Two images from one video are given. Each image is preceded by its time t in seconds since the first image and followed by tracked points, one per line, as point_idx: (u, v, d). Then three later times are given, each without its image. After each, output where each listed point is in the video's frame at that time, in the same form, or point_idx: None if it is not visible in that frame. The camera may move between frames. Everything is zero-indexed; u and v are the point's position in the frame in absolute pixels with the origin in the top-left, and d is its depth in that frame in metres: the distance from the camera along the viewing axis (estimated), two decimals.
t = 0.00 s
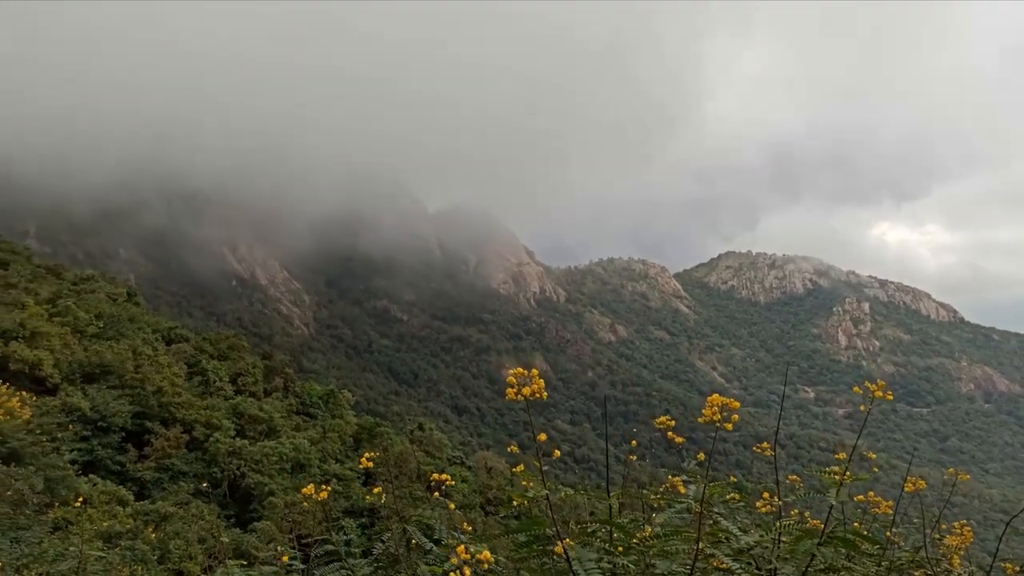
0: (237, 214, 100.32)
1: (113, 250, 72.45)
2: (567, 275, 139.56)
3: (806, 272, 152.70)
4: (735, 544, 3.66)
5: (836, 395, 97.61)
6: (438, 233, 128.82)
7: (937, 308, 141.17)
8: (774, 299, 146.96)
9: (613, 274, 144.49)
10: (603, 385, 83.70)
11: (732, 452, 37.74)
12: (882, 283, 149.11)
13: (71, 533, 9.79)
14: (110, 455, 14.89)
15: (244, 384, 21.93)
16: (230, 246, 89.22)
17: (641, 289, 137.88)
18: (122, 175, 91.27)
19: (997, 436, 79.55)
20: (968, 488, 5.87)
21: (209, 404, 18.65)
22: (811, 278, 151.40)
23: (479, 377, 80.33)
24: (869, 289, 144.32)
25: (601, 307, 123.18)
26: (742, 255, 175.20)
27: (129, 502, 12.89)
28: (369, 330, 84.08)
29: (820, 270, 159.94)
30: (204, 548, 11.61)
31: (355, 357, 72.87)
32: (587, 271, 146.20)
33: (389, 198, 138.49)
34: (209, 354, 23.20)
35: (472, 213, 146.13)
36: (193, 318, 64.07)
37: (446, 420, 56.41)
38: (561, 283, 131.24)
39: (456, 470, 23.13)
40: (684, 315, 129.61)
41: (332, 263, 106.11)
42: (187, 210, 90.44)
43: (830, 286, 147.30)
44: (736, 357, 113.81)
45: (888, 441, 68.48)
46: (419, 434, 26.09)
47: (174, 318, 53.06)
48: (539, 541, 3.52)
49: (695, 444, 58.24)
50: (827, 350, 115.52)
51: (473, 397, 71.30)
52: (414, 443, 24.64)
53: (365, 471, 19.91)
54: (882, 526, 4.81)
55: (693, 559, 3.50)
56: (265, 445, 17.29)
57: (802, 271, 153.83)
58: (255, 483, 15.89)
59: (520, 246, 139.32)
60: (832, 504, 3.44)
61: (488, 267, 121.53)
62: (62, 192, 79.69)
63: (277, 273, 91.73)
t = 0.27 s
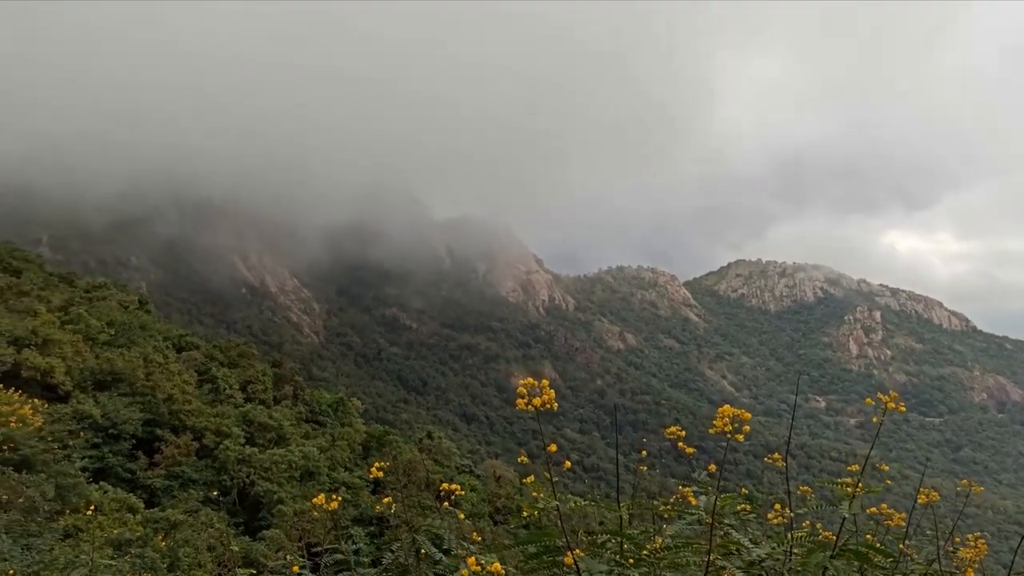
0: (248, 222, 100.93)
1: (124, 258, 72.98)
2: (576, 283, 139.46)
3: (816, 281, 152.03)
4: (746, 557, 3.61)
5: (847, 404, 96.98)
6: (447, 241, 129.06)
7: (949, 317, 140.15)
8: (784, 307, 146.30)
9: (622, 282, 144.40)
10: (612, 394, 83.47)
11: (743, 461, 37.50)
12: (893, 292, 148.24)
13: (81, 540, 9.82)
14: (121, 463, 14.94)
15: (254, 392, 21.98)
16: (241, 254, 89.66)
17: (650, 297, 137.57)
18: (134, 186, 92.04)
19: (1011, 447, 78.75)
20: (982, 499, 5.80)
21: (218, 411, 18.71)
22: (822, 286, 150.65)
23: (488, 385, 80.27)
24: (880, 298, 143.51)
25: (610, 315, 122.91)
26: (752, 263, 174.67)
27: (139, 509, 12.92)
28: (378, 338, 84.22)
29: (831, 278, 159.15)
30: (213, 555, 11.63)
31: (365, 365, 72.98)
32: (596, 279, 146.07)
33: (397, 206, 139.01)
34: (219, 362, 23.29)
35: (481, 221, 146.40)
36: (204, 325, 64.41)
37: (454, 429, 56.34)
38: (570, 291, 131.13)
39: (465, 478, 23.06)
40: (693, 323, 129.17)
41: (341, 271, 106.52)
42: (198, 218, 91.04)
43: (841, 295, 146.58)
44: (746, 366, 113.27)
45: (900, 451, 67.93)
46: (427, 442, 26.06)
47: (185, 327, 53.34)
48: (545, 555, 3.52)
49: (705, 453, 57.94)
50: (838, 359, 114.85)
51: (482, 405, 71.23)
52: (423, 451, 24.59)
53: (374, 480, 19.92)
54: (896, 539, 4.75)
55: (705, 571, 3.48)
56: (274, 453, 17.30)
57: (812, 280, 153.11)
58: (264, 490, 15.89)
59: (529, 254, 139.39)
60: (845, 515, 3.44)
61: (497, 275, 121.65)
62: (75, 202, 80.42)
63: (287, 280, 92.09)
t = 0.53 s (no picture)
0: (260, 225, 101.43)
1: (138, 260, 73.60)
2: (587, 285, 139.30)
3: (829, 283, 151.10)
4: (760, 561, 3.59)
5: (861, 407, 96.30)
6: (458, 244, 129.26)
7: (964, 319, 138.97)
8: (797, 310, 145.52)
9: (634, 285, 144.09)
10: (623, 397, 83.30)
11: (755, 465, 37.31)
12: (907, 294, 147.13)
13: (96, 541, 9.89)
14: (135, 464, 15.03)
15: (266, 394, 22.08)
16: (253, 257, 90.15)
17: (661, 300, 137.19)
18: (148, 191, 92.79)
19: None
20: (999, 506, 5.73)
21: (231, 412, 18.81)
22: (834, 289, 149.73)
23: (499, 387, 80.29)
24: (894, 300, 142.47)
25: (621, 317, 122.64)
26: (764, 265, 173.86)
27: (152, 510, 13.01)
28: (389, 341, 84.40)
29: (843, 280, 158.18)
30: (226, 556, 11.68)
31: (376, 367, 73.14)
32: (608, 281, 145.81)
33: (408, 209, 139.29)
34: (232, 363, 23.42)
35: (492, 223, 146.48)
36: (217, 327, 64.81)
37: (465, 431, 56.35)
38: (581, 293, 130.92)
39: (476, 480, 23.06)
40: (705, 325, 128.68)
41: (352, 273, 106.86)
42: (211, 221, 91.61)
43: (854, 297, 145.60)
44: (758, 369, 112.67)
45: (914, 454, 67.40)
46: (438, 444, 26.08)
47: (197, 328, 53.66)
48: (557, 558, 3.50)
49: (717, 456, 57.68)
50: (852, 361, 114.10)
51: (493, 407, 71.27)
52: (434, 454, 24.60)
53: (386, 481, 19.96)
54: (912, 544, 4.71)
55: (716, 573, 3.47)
56: (286, 454, 17.37)
57: (825, 282, 152.20)
58: (276, 492, 15.97)
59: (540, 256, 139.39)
60: (858, 522, 3.43)
61: (508, 277, 121.68)
62: (90, 208, 81.22)
63: (299, 283, 92.49)
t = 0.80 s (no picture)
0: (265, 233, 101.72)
1: (143, 268, 73.90)
2: (591, 294, 139.15)
3: (834, 292, 150.75)
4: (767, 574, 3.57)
5: (866, 417, 95.89)
6: (463, 252, 129.31)
7: (969, 329, 138.46)
8: (802, 319, 145.10)
9: (638, 294, 144.02)
10: (627, 406, 83.11)
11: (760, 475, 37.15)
12: (913, 304, 146.67)
13: (99, 550, 9.89)
14: (138, 472, 15.03)
15: (270, 402, 22.08)
16: (258, 265, 90.36)
17: (665, 309, 136.95)
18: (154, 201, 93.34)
19: None
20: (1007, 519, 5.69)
21: (235, 421, 18.82)
22: (840, 298, 149.21)
23: (503, 396, 80.19)
24: (899, 309, 142.02)
25: (626, 326, 122.38)
26: (768, 274, 173.59)
27: (156, 519, 12.99)
28: (393, 349, 84.43)
29: (848, 289, 157.78)
30: (229, 566, 11.66)
31: (380, 376, 73.09)
32: (612, 290, 145.71)
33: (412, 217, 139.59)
34: (236, 371, 23.43)
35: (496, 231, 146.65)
36: (221, 335, 64.96)
37: (469, 440, 56.23)
38: (585, 302, 130.82)
39: (480, 490, 22.98)
40: (710, 334, 128.33)
41: (357, 281, 107.04)
42: (216, 230, 91.93)
43: (859, 306, 145.18)
44: (763, 378, 112.21)
45: (920, 465, 67.07)
46: (442, 454, 26.02)
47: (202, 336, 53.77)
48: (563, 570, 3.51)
49: (722, 466, 57.45)
50: (857, 371, 113.69)
51: (497, 416, 71.19)
52: (438, 463, 24.53)
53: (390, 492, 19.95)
54: (921, 558, 4.65)
55: None
56: (290, 463, 17.36)
57: (830, 291, 151.86)
58: (279, 501, 15.97)
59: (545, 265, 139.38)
60: (866, 534, 3.43)
61: (512, 285, 121.73)
62: (97, 219, 81.70)
63: (303, 291, 92.67)
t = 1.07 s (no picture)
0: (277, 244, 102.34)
1: (157, 280, 74.52)
2: (603, 304, 138.87)
3: (848, 300, 149.72)
4: None
5: (882, 426, 94.94)
6: (474, 262, 129.47)
7: (986, 337, 137.04)
8: (815, 327, 144.15)
9: (649, 303, 143.58)
10: (640, 416, 82.74)
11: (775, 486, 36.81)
12: (928, 312, 145.36)
13: (114, 562, 9.93)
14: (153, 483, 15.09)
15: (283, 413, 22.14)
16: (271, 277, 90.86)
17: (677, 317, 136.42)
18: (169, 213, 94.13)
19: None
20: None
21: (248, 432, 18.89)
22: (854, 306, 148.11)
23: (515, 406, 80.05)
24: (914, 317, 140.79)
25: (637, 335, 121.99)
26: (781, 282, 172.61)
27: (170, 531, 13.04)
28: (405, 360, 84.53)
29: (862, 297, 156.62)
30: None
31: (392, 386, 73.16)
32: (623, 299, 145.38)
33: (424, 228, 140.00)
34: (249, 383, 23.50)
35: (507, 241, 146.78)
36: (234, 347, 65.30)
37: (481, 450, 56.12)
38: (596, 311, 130.54)
39: (492, 500, 22.92)
40: (722, 342, 127.74)
41: (369, 291, 107.39)
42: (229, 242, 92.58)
43: (873, 314, 144.04)
44: (777, 387, 111.45)
45: (937, 475, 66.29)
46: (454, 464, 25.99)
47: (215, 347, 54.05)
48: None
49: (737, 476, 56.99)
50: (872, 380, 112.71)
51: (509, 426, 71.04)
52: (450, 473, 24.50)
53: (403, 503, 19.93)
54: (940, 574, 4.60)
55: None
56: (303, 474, 17.38)
57: (843, 299, 150.81)
58: (293, 513, 16.01)
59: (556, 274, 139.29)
60: (883, 548, 3.44)
61: (523, 295, 121.72)
62: (112, 232, 82.47)
63: (315, 302, 92.99)
